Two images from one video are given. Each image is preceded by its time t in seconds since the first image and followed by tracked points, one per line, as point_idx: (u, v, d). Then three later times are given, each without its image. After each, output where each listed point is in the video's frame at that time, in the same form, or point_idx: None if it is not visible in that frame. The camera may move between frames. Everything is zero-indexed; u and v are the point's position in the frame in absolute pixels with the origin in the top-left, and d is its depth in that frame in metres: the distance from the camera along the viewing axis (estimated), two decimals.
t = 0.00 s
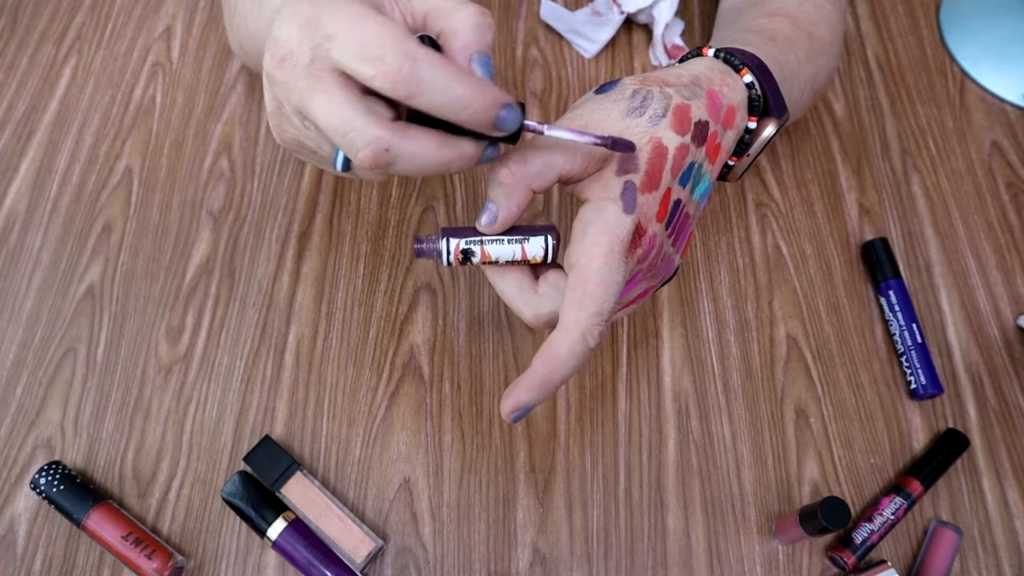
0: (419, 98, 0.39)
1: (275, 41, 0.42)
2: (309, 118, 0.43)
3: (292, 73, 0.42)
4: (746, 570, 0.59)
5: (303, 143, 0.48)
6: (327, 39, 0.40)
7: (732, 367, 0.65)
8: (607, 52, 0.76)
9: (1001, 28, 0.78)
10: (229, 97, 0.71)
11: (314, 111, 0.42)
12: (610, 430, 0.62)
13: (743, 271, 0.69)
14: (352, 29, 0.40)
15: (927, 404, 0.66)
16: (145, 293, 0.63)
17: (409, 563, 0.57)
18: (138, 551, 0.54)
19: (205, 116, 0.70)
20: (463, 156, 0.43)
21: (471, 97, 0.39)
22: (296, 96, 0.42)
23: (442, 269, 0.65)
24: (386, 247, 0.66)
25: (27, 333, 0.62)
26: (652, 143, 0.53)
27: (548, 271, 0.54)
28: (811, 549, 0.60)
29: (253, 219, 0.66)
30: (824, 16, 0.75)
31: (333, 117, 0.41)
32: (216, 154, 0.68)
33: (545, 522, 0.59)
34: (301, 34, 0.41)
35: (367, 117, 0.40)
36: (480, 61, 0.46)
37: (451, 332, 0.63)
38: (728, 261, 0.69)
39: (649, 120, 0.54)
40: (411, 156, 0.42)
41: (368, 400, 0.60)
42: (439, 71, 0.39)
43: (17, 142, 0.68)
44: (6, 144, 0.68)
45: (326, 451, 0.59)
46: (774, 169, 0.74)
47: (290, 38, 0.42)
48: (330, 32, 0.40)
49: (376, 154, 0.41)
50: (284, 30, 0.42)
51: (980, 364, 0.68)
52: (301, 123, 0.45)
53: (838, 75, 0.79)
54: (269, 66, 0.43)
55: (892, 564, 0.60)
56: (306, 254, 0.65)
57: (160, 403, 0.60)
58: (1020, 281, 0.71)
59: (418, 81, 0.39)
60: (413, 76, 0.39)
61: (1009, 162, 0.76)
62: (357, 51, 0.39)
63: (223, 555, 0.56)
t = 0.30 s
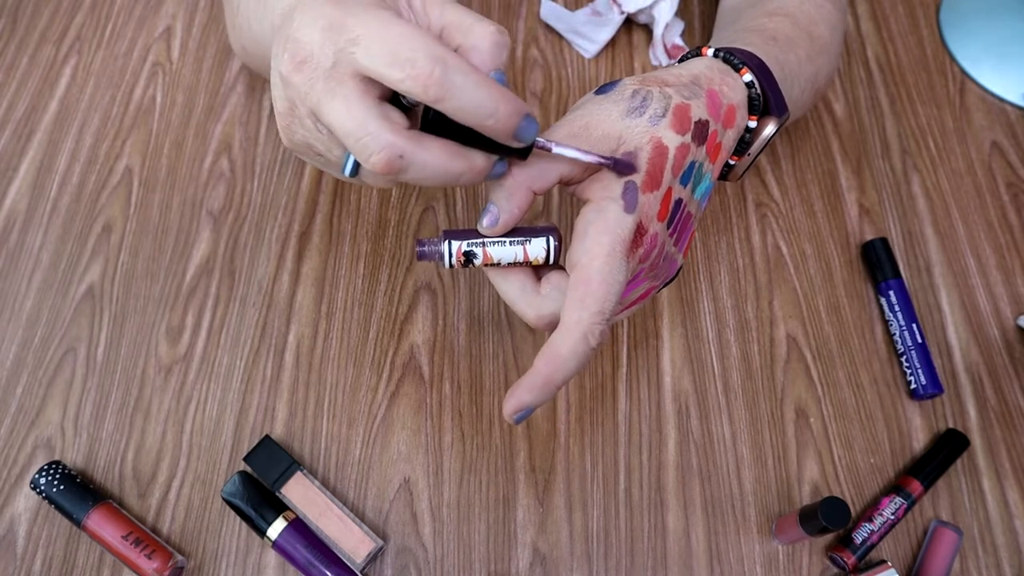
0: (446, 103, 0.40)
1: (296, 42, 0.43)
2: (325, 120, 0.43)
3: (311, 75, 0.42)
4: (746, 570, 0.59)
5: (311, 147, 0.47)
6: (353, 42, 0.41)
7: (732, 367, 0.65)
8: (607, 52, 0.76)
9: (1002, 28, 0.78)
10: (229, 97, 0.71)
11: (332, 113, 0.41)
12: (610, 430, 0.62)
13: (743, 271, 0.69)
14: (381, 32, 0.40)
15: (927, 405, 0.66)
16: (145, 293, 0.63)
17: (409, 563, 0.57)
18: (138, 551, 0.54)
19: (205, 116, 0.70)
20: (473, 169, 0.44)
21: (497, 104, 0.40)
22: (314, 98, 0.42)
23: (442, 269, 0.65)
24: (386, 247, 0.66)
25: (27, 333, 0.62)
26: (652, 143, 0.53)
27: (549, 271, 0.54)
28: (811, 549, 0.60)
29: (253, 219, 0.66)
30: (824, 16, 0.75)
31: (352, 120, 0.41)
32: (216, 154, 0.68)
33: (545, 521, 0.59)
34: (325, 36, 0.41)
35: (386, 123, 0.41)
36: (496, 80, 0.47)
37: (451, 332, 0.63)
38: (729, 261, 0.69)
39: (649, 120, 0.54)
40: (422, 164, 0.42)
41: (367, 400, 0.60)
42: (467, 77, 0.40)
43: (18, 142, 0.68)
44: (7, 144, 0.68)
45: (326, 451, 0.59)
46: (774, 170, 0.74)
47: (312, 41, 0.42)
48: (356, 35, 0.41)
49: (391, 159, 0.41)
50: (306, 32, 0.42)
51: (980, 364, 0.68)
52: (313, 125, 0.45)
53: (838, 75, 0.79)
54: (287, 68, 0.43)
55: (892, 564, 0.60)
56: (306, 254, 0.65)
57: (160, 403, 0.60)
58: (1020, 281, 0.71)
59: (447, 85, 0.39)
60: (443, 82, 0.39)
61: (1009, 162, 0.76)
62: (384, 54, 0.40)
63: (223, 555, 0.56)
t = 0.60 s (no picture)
0: (426, 87, 0.39)
1: (281, 36, 0.43)
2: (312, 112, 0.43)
3: (296, 68, 0.43)
4: (746, 570, 0.59)
5: (306, 140, 0.48)
6: (333, 31, 0.41)
7: (732, 367, 0.65)
8: (607, 52, 0.76)
9: (1002, 28, 0.78)
10: (229, 97, 0.71)
11: (316, 104, 0.42)
12: (609, 430, 0.62)
13: (743, 270, 0.69)
14: (359, 20, 0.40)
15: (927, 405, 0.66)
16: (145, 293, 0.63)
17: (409, 563, 0.57)
18: (138, 551, 0.54)
19: (205, 116, 0.70)
20: (463, 151, 0.43)
21: (479, 85, 0.39)
22: (300, 90, 0.43)
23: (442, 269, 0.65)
24: (386, 248, 0.66)
25: (27, 333, 0.62)
26: (647, 141, 0.53)
27: (546, 270, 0.54)
28: (811, 549, 0.60)
29: (253, 219, 0.66)
30: (823, 15, 0.75)
31: (335, 110, 0.41)
32: (216, 154, 0.68)
33: (545, 522, 0.59)
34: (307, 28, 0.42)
35: (368, 111, 0.41)
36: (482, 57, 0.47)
37: (451, 332, 0.63)
38: (728, 261, 0.69)
39: (644, 119, 0.54)
40: (409, 150, 0.42)
41: (367, 400, 0.60)
42: (447, 60, 0.39)
43: (18, 142, 0.68)
44: (7, 144, 0.68)
45: (326, 451, 0.59)
46: (774, 169, 0.74)
47: (296, 34, 0.42)
48: (336, 25, 0.41)
49: (375, 147, 0.41)
50: (291, 25, 0.43)
51: (980, 364, 0.68)
52: (304, 118, 0.45)
53: (838, 74, 0.79)
54: (274, 62, 0.44)
55: (892, 564, 0.60)
56: (306, 254, 0.65)
57: (160, 403, 0.60)
58: (1020, 281, 0.71)
59: (425, 69, 0.39)
60: (421, 65, 0.39)
61: (1009, 162, 0.76)
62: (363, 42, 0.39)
63: (223, 555, 0.56)
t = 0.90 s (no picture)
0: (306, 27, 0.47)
1: None
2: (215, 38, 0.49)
3: None
4: (746, 570, 0.59)
5: (234, 76, 0.55)
6: None
7: (732, 366, 0.65)
8: (607, 51, 0.76)
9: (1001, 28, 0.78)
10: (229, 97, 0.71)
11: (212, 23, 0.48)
12: (610, 429, 0.62)
13: (743, 270, 0.69)
14: None
15: (927, 404, 0.66)
16: (145, 293, 0.63)
17: (409, 563, 0.57)
18: (138, 550, 0.54)
19: (206, 116, 0.70)
20: (364, 43, 0.48)
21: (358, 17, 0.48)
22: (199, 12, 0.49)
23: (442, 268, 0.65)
24: (386, 247, 0.66)
25: (27, 332, 0.62)
26: (641, 147, 0.52)
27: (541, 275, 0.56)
28: (811, 548, 0.60)
29: (253, 219, 0.66)
30: (819, 14, 0.76)
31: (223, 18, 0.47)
32: (216, 153, 0.68)
33: (545, 521, 0.59)
34: None
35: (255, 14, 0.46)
36: None
37: (451, 331, 0.63)
38: (729, 260, 0.69)
39: (638, 124, 0.53)
40: (300, 47, 0.47)
41: (367, 400, 0.60)
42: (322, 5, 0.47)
43: (18, 142, 0.68)
44: (7, 144, 0.68)
45: (326, 451, 0.59)
46: (774, 169, 0.74)
47: None
48: None
49: (263, 46, 0.47)
50: None
51: (980, 364, 0.68)
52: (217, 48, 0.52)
53: (838, 73, 0.79)
54: None
55: (892, 563, 0.60)
56: (305, 254, 0.65)
57: (160, 402, 0.60)
58: (1020, 280, 0.71)
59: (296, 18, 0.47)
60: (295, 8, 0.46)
61: (1009, 162, 0.76)
62: None
63: (223, 555, 0.56)
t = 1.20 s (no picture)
0: None
1: None
2: None
3: None
4: (746, 569, 0.59)
5: None
6: None
7: (732, 366, 0.65)
8: (607, 50, 0.76)
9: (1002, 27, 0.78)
10: (229, 97, 0.71)
11: None
12: (610, 429, 0.62)
13: (743, 269, 0.69)
14: None
15: (927, 404, 0.66)
16: (145, 292, 0.63)
17: (409, 563, 0.57)
18: (138, 550, 0.54)
19: (205, 115, 0.70)
20: None
21: None
22: None
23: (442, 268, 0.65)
24: (386, 247, 0.66)
25: (27, 332, 0.62)
26: (598, 249, 0.46)
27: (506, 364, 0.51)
28: (811, 548, 0.60)
29: (253, 218, 0.66)
30: (803, 21, 0.66)
31: None
32: (216, 153, 0.68)
33: (545, 521, 0.59)
34: None
35: None
36: None
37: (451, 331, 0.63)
38: (729, 259, 0.69)
39: (594, 220, 0.46)
40: None
41: (368, 400, 0.60)
42: None
43: (17, 141, 0.68)
44: (7, 144, 0.68)
45: (326, 450, 0.59)
46: (774, 168, 0.74)
47: None
48: None
49: None
50: None
51: (980, 363, 0.68)
52: None
53: (839, 73, 0.79)
54: None
55: (892, 563, 0.60)
56: (305, 253, 0.65)
57: (160, 402, 0.60)
58: (1020, 280, 0.70)
59: None
60: None
61: (1009, 161, 0.75)
62: None
63: (223, 555, 0.56)
